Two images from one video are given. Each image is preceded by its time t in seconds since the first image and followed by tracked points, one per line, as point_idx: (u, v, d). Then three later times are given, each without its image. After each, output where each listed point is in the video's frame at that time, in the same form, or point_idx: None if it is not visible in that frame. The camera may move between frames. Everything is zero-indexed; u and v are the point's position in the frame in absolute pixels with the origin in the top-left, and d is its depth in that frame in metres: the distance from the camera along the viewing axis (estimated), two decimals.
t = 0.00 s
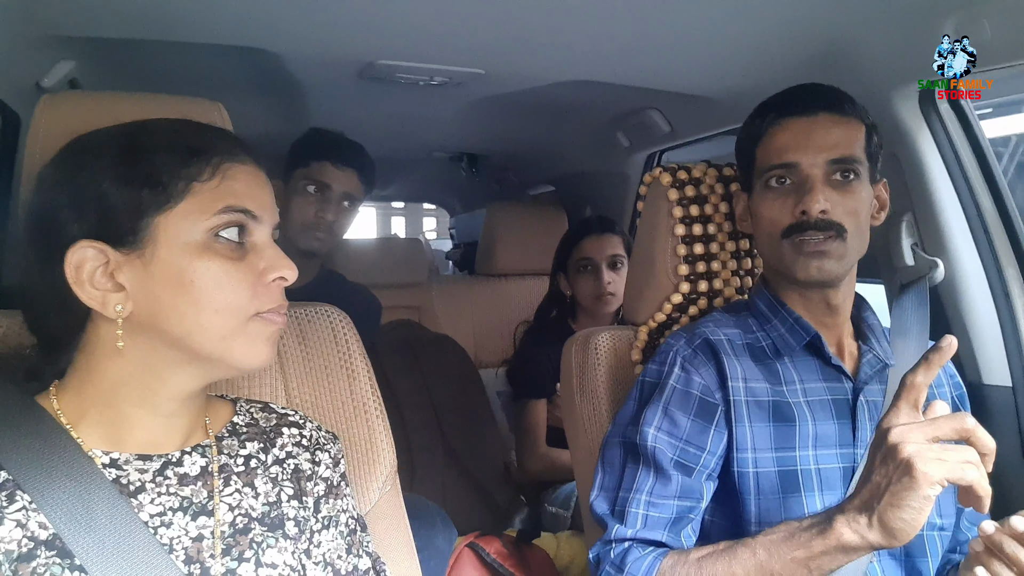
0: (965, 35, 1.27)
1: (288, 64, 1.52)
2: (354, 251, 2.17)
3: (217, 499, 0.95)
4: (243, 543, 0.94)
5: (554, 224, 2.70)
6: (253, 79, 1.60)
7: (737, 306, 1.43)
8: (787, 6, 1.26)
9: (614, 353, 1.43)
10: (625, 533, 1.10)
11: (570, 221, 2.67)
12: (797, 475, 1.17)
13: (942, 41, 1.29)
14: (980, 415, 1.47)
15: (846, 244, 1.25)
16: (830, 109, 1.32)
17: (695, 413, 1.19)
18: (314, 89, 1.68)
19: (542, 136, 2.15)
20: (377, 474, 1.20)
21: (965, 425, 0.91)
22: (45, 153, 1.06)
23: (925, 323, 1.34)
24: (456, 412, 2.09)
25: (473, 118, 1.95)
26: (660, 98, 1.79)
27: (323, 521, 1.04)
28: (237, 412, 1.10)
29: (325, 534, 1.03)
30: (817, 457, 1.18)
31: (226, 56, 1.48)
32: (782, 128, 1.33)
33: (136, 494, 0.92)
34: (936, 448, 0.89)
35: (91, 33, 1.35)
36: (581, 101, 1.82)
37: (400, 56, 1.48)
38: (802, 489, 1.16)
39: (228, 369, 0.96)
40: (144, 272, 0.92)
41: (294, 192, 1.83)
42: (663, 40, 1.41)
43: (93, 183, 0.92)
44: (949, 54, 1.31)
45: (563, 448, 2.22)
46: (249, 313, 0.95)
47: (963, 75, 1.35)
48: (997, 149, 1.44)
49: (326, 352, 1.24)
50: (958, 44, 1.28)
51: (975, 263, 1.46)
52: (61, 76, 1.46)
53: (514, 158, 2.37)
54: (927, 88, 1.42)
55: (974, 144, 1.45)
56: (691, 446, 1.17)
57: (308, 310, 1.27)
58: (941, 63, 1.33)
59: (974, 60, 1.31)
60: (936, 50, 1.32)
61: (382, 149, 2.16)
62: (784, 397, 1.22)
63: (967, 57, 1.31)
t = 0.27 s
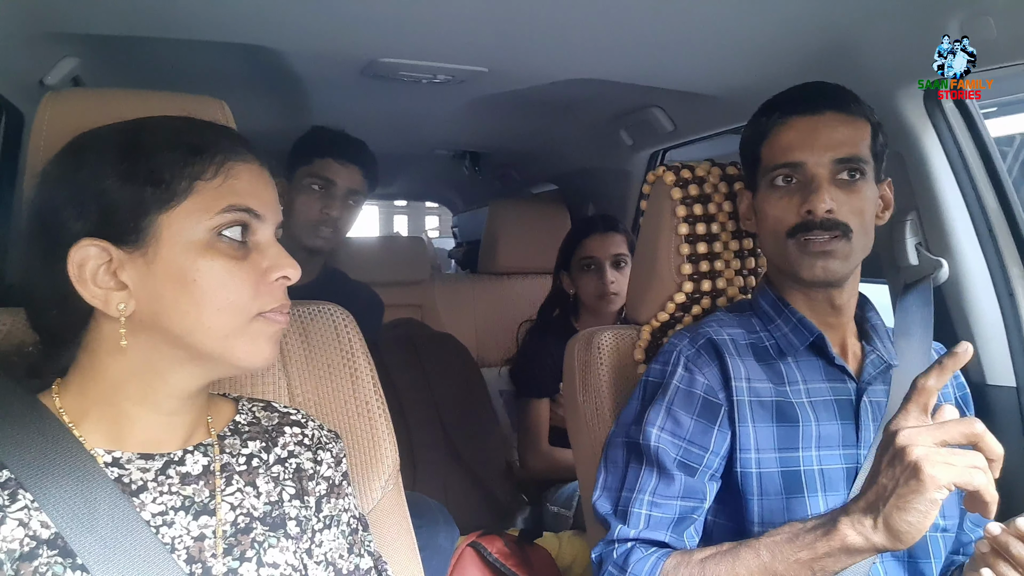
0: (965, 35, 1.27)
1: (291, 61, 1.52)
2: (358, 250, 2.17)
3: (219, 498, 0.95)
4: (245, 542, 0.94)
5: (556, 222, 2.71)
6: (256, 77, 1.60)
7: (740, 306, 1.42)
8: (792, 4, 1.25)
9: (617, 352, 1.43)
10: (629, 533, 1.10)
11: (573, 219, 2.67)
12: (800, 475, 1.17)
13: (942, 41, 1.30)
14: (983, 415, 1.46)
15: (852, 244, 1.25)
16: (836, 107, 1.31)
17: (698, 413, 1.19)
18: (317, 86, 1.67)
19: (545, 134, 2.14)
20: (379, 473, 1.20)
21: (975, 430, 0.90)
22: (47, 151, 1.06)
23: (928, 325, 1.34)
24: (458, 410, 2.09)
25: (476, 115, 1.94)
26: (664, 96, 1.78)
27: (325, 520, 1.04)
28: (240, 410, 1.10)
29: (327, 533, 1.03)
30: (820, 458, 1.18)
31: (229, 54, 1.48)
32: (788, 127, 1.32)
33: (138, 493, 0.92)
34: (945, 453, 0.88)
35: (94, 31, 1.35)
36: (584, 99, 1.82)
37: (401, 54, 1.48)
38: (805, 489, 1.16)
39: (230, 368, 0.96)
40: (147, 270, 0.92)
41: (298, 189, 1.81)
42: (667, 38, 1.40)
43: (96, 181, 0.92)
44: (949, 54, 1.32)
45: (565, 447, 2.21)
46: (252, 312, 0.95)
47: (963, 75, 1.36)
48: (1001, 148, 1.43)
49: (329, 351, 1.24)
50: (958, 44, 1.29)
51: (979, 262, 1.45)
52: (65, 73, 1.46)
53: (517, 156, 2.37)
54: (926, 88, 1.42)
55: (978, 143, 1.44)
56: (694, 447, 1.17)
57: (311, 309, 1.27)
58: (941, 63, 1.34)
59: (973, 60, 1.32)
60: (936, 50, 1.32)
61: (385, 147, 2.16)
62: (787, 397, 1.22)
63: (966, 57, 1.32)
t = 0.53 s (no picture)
0: (965, 35, 1.27)
1: (291, 61, 1.52)
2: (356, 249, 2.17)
3: (218, 498, 0.95)
4: (244, 542, 0.93)
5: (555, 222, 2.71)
6: (257, 77, 1.60)
7: (740, 307, 1.42)
8: (792, 5, 1.25)
9: (617, 353, 1.42)
10: (629, 534, 1.10)
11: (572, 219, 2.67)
12: (801, 475, 1.17)
13: (942, 41, 1.29)
14: (983, 416, 1.46)
15: (854, 246, 1.25)
16: (838, 108, 1.31)
17: (699, 414, 1.19)
18: (316, 86, 1.67)
19: (545, 135, 2.14)
20: (379, 473, 1.20)
21: (979, 438, 0.92)
22: (47, 150, 1.06)
23: (927, 324, 1.34)
24: (458, 410, 2.09)
25: (475, 116, 1.94)
26: (664, 97, 1.79)
27: (324, 521, 1.04)
28: (239, 410, 1.09)
29: (326, 533, 1.03)
30: (820, 459, 1.18)
31: (229, 54, 1.48)
32: (791, 126, 1.32)
33: (137, 493, 0.92)
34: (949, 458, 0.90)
35: (95, 30, 1.35)
36: (584, 99, 1.82)
37: (401, 54, 1.48)
38: (805, 490, 1.16)
39: (229, 368, 0.96)
40: (146, 270, 0.92)
41: (303, 189, 1.83)
42: (667, 38, 1.40)
43: (96, 180, 0.92)
44: (949, 54, 1.31)
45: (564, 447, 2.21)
46: (252, 313, 0.95)
47: (963, 75, 1.36)
48: (1001, 151, 1.42)
49: (329, 351, 1.24)
50: (958, 44, 1.29)
51: (979, 263, 1.45)
52: (64, 72, 1.46)
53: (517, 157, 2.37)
54: (927, 88, 1.42)
55: (978, 145, 1.44)
56: (694, 447, 1.17)
57: (311, 309, 1.27)
58: (941, 63, 1.34)
59: (973, 60, 1.32)
60: (936, 50, 1.32)
61: (384, 147, 2.16)
62: (787, 398, 1.22)
63: (966, 57, 1.32)
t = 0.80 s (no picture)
0: (965, 35, 1.27)
1: (293, 59, 1.52)
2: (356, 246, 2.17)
3: (219, 496, 0.95)
4: (245, 541, 0.93)
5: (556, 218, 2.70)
6: (259, 75, 1.60)
7: (744, 305, 1.41)
8: (796, 4, 1.25)
9: (619, 351, 1.42)
10: (629, 532, 1.10)
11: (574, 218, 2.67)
12: (803, 474, 1.16)
13: (942, 41, 1.29)
14: (986, 416, 1.46)
15: (855, 243, 1.25)
16: (841, 104, 1.31)
17: (701, 412, 1.19)
18: (319, 84, 1.67)
19: (547, 134, 2.14)
20: (381, 471, 1.20)
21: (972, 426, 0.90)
22: (48, 146, 1.05)
23: (932, 322, 1.37)
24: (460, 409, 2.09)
25: (477, 114, 1.94)
26: (666, 96, 1.78)
27: (325, 519, 1.04)
28: (241, 408, 1.09)
29: (327, 532, 1.03)
30: (823, 458, 1.18)
31: (231, 51, 1.48)
32: (793, 124, 1.31)
33: (138, 491, 0.92)
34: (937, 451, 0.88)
35: (97, 27, 1.35)
36: (586, 98, 1.81)
37: (403, 52, 1.48)
38: (808, 489, 1.16)
39: (230, 366, 0.96)
40: (147, 268, 0.92)
41: (307, 189, 1.88)
42: (670, 37, 1.40)
43: (98, 178, 0.91)
44: (949, 54, 1.31)
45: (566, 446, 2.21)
46: (253, 311, 0.94)
47: (963, 75, 1.35)
48: (1006, 150, 1.42)
49: (331, 348, 1.24)
50: (958, 44, 1.29)
51: (983, 264, 1.44)
52: (67, 70, 1.45)
53: (520, 156, 2.37)
54: (926, 88, 1.42)
55: (983, 144, 1.44)
56: (696, 446, 1.17)
57: (313, 306, 1.27)
58: (941, 63, 1.33)
59: (973, 60, 1.32)
60: (936, 50, 1.31)
61: (386, 145, 2.16)
62: (791, 396, 1.21)
63: (966, 57, 1.31)
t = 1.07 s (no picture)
0: (965, 35, 1.27)
1: (293, 59, 1.52)
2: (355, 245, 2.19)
3: (218, 497, 0.95)
4: (244, 542, 0.93)
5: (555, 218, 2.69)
6: (260, 75, 1.60)
7: (743, 307, 1.41)
8: (796, 6, 1.25)
9: (619, 353, 1.42)
10: (628, 533, 1.10)
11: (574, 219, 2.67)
12: (803, 476, 1.16)
13: (942, 41, 1.29)
14: (985, 418, 1.46)
15: (852, 245, 1.25)
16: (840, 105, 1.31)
17: (699, 414, 1.19)
18: (319, 85, 1.67)
19: (547, 135, 2.15)
20: (380, 472, 1.20)
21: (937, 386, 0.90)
22: (49, 145, 1.05)
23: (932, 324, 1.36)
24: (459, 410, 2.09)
25: (477, 115, 1.94)
26: (666, 97, 1.79)
27: (325, 520, 1.04)
28: (241, 409, 1.09)
29: (326, 533, 1.03)
30: (823, 459, 1.18)
31: (231, 52, 1.48)
32: (793, 125, 1.32)
33: (138, 492, 0.92)
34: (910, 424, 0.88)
35: (98, 27, 1.35)
36: (586, 99, 1.82)
37: (403, 53, 1.48)
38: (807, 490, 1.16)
39: (230, 366, 0.96)
40: (147, 268, 0.92)
41: (306, 189, 1.86)
42: (671, 39, 1.40)
43: (100, 178, 0.92)
44: (949, 54, 1.31)
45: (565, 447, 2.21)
46: (253, 311, 0.94)
47: (963, 75, 1.36)
48: (1005, 152, 1.42)
49: (331, 349, 1.24)
50: (958, 44, 1.29)
51: (982, 266, 1.44)
52: (68, 70, 1.46)
53: (520, 157, 2.37)
54: (926, 88, 1.43)
55: (982, 146, 1.44)
56: (696, 447, 1.17)
57: (314, 307, 1.27)
58: (941, 63, 1.34)
59: (973, 60, 1.32)
60: (936, 50, 1.32)
61: (387, 146, 2.16)
62: (790, 397, 1.21)
63: (966, 57, 1.31)
